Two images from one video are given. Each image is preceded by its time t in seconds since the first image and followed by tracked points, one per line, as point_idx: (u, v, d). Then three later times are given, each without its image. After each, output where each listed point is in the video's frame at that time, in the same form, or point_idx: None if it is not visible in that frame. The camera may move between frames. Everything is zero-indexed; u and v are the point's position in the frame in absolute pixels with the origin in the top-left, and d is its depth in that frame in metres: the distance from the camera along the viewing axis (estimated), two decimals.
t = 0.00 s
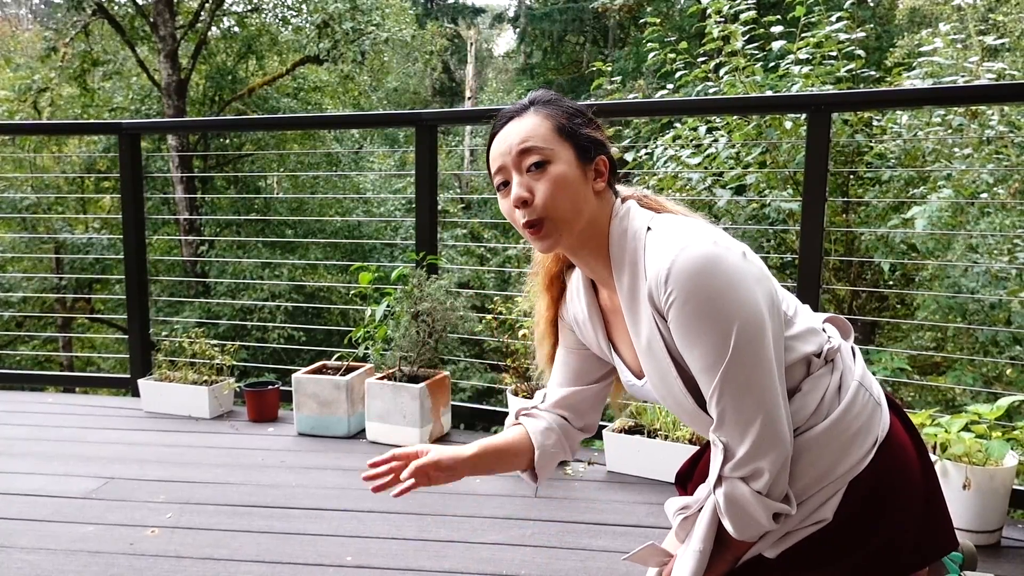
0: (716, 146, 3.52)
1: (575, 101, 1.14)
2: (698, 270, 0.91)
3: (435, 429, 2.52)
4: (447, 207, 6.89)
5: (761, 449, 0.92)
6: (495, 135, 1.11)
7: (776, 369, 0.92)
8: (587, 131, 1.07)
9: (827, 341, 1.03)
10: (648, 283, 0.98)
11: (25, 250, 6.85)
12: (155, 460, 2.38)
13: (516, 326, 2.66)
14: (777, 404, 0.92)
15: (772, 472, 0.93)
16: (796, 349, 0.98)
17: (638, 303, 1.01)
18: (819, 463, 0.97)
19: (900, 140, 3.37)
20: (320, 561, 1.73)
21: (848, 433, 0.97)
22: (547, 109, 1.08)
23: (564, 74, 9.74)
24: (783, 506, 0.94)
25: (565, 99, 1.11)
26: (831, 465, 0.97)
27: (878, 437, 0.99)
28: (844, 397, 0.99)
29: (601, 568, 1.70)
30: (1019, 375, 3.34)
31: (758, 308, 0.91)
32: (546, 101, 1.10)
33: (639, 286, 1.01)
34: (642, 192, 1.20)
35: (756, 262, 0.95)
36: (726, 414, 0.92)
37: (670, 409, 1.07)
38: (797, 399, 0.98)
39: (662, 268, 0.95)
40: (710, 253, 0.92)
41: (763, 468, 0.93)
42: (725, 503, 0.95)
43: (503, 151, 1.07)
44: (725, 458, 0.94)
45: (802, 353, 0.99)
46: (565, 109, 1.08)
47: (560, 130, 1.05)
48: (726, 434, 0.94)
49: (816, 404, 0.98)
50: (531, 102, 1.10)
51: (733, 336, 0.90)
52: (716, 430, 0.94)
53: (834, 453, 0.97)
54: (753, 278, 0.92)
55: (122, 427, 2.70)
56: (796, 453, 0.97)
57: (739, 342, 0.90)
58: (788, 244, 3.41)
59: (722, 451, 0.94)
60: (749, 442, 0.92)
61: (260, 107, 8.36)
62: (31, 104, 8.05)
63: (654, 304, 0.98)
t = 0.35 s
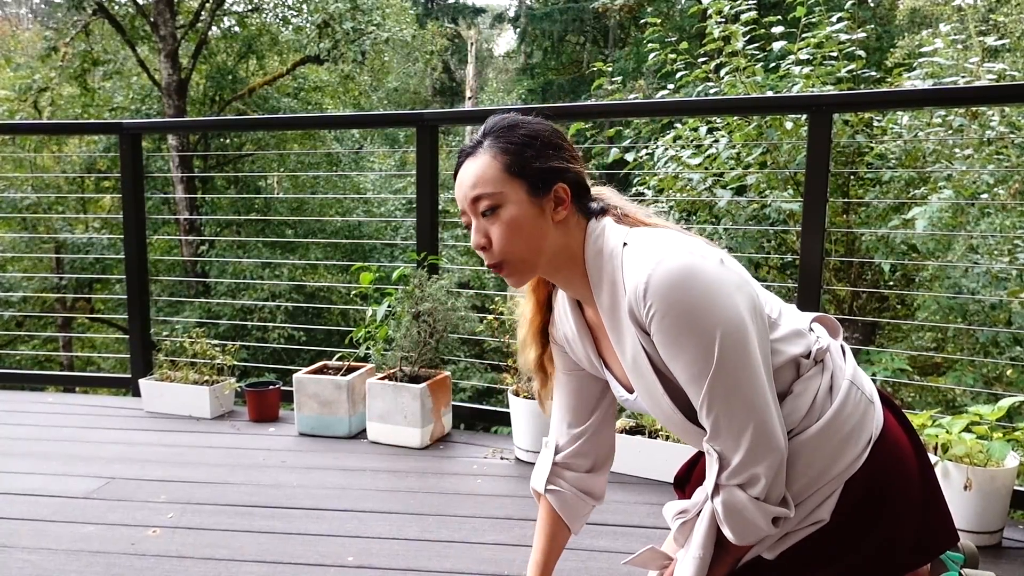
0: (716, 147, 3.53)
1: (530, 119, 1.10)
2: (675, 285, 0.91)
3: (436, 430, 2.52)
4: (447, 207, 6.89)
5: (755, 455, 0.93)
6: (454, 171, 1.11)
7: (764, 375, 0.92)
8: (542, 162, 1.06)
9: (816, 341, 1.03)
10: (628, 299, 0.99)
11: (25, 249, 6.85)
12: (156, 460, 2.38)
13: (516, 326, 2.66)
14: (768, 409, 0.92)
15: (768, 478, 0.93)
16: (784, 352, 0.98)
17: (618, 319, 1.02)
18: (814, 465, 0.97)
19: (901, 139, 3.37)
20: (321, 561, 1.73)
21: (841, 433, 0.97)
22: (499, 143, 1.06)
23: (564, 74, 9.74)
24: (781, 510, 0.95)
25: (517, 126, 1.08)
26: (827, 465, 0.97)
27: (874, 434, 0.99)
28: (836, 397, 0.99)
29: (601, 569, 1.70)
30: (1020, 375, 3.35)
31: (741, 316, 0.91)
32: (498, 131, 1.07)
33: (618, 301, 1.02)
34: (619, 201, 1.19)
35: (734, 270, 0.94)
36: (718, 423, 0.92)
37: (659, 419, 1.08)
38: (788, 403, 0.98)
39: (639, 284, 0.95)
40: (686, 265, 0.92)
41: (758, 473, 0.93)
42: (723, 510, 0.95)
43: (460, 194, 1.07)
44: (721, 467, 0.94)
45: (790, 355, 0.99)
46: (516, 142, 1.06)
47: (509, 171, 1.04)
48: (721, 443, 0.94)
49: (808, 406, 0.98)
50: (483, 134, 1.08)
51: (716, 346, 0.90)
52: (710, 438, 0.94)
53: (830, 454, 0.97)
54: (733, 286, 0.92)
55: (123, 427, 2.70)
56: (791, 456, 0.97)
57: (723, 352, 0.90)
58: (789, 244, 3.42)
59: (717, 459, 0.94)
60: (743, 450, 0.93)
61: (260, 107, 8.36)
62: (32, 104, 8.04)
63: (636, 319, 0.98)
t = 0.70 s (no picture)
0: (717, 147, 3.52)
1: (528, 127, 1.12)
2: (664, 289, 0.92)
3: (437, 430, 2.52)
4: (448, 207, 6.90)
5: (752, 458, 0.92)
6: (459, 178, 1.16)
7: (757, 377, 0.92)
8: (528, 173, 1.08)
9: (815, 343, 1.03)
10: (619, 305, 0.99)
11: (26, 250, 6.86)
12: (158, 461, 2.38)
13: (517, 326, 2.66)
14: (763, 411, 0.92)
15: (766, 479, 0.93)
16: (780, 353, 0.99)
17: (613, 325, 1.03)
18: (813, 467, 0.97)
19: (903, 140, 3.38)
20: (323, 561, 1.74)
21: (840, 434, 0.97)
22: (490, 154, 1.10)
23: (565, 74, 9.74)
24: (780, 511, 0.95)
25: (511, 136, 1.10)
26: (826, 467, 0.97)
27: (875, 435, 0.99)
28: (835, 399, 0.99)
29: (603, 569, 1.70)
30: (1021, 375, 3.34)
31: (731, 320, 0.91)
32: (493, 141, 1.11)
33: (611, 306, 1.03)
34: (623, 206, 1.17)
35: (725, 273, 0.94)
36: (714, 426, 0.92)
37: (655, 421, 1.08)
38: (785, 405, 0.99)
39: (628, 289, 0.96)
40: (675, 269, 0.93)
41: (755, 475, 0.93)
42: (722, 513, 0.95)
43: (457, 203, 1.13)
44: (717, 469, 0.94)
45: (787, 357, 0.99)
46: (505, 152, 1.09)
47: (496, 182, 1.08)
48: (716, 445, 0.94)
49: (805, 407, 0.98)
50: (479, 144, 1.12)
51: (706, 348, 0.90)
52: (706, 442, 0.95)
53: (828, 455, 0.97)
54: (723, 290, 0.92)
55: (125, 427, 2.70)
56: (790, 458, 0.97)
57: (714, 354, 0.90)
58: (790, 245, 3.42)
59: (713, 462, 0.94)
60: (739, 452, 0.93)
61: (261, 107, 8.37)
62: (32, 104, 8.05)
63: (627, 324, 0.99)
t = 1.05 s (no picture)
0: (718, 146, 3.51)
1: (579, 99, 1.12)
2: (680, 270, 0.92)
3: (437, 429, 2.52)
4: (448, 207, 6.90)
5: (754, 447, 0.92)
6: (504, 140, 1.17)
7: (768, 366, 0.92)
8: (569, 142, 1.08)
9: (830, 335, 1.02)
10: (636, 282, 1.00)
11: (26, 250, 6.87)
12: (158, 460, 2.38)
13: (518, 326, 2.66)
14: (770, 401, 0.92)
15: (767, 470, 0.93)
16: (793, 344, 0.98)
17: (630, 298, 1.03)
18: (816, 460, 0.97)
19: (903, 139, 3.37)
20: (323, 561, 1.74)
21: (846, 429, 0.97)
22: (537, 118, 1.10)
23: (565, 74, 9.74)
24: (781, 506, 0.94)
25: (560, 104, 1.10)
26: (829, 461, 0.97)
27: (885, 431, 0.98)
28: (845, 393, 0.98)
29: (604, 568, 1.69)
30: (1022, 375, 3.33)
31: (747, 305, 0.90)
32: (541, 107, 1.11)
33: (629, 282, 1.03)
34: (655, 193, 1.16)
35: (746, 259, 0.94)
36: (719, 412, 0.92)
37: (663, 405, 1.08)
38: (794, 395, 0.98)
39: (646, 267, 0.96)
40: (694, 252, 0.93)
41: (757, 465, 0.92)
42: (721, 504, 0.95)
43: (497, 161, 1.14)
44: (719, 457, 0.94)
45: (799, 348, 0.98)
46: (550, 119, 1.09)
47: (536, 144, 1.08)
48: (719, 433, 0.94)
49: (814, 400, 0.98)
50: (529, 108, 1.13)
51: (719, 331, 0.90)
52: (710, 428, 0.94)
53: (833, 449, 0.97)
54: (743, 274, 0.92)
55: (125, 427, 2.70)
56: (794, 450, 0.97)
57: (726, 337, 0.90)
58: (790, 244, 3.42)
59: (715, 450, 0.94)
60: (742, 440, 0.92)
61: (261, 107, 8.37)
62: (33, 104, 8.05)
63: (642, 302, 0.99)
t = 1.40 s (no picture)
0: (718, 146, 3.51)
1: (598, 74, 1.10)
2: (686, 254, 0.92)
3: (437, 429, 2.52)
4: (448, 207, 6.90)
5: (744, 435, 0.93)
6: (517, 115, 1.11)
7: (766, 355, 0.92)
8: (608, 117, 1.06)
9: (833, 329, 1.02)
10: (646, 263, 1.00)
11: (26, 250, 6.87)
12: (158, 460, 2.38)
13: (518, 325, 2.66)
14: (763, 390, 0.92)
15: (754, 460, 0.93)
16: (794, 336, 0.98)
17: (639, 279, 1.03)
18: (805, 452, 0.97)
19: (903, 139, 3.37)
20: (323, 561, 1.73)
21: (839, 422, 0.97)
22: (568, 92, 1.06)
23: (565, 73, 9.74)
24: (767, 499, 0.94)
25: (589, 77, 1.08)
26: (820, 455, 0.97)
27: (881, 428, 0.98)
28: (840, 386, 0.98)
29: (604, 568, 1.69)
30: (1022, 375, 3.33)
31: (752, 295, 0.90)
32: (568, 80, 1.07)
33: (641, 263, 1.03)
34: (670, 170, 1.18)
35: (756, 248, 0.94)
36: (711, 397, 0.93)
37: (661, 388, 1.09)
38: (789, 385, 0.99)
39: (656, 249, 0.96)
40: (703, 236, 0.92)
41: (744, 454, 0.93)
42: (706, 493, 0.95)
43: (522, 136, 1.07)
44: (708, 443, 0.95)
45: (799, 340, 0.98)
46: (587, 92, 1.06)
47: (578, 118, 1.05)
48: (710, 419, 0.94)
49: (808, 392, 0.98)
50: (552, 80, 1.08)
51: (720, 317, 0.90)
52: (702, 414, 0.95)
53: (824, 443, 0.97)
54: (751, 263, 0.91)
55: (125, 427, 2.70)
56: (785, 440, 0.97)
57: (726, 324, 0.90)
58: (790, 244, 3.42)
59: (705, 436, 0.95)
60: (732, 427, 0.93)
61: (261, 107, 8.37)
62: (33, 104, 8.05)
63: (650, 282, 0.99)
